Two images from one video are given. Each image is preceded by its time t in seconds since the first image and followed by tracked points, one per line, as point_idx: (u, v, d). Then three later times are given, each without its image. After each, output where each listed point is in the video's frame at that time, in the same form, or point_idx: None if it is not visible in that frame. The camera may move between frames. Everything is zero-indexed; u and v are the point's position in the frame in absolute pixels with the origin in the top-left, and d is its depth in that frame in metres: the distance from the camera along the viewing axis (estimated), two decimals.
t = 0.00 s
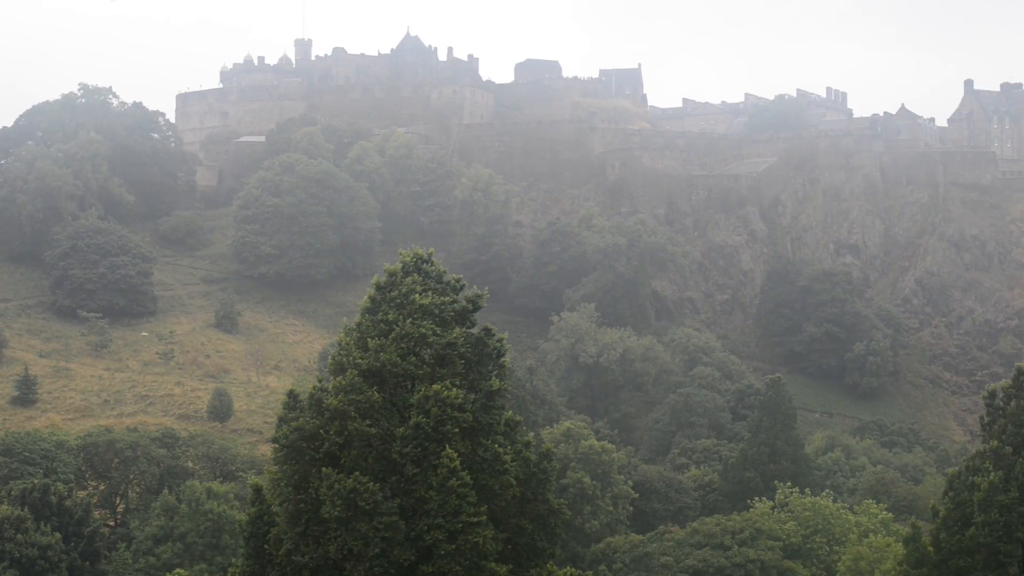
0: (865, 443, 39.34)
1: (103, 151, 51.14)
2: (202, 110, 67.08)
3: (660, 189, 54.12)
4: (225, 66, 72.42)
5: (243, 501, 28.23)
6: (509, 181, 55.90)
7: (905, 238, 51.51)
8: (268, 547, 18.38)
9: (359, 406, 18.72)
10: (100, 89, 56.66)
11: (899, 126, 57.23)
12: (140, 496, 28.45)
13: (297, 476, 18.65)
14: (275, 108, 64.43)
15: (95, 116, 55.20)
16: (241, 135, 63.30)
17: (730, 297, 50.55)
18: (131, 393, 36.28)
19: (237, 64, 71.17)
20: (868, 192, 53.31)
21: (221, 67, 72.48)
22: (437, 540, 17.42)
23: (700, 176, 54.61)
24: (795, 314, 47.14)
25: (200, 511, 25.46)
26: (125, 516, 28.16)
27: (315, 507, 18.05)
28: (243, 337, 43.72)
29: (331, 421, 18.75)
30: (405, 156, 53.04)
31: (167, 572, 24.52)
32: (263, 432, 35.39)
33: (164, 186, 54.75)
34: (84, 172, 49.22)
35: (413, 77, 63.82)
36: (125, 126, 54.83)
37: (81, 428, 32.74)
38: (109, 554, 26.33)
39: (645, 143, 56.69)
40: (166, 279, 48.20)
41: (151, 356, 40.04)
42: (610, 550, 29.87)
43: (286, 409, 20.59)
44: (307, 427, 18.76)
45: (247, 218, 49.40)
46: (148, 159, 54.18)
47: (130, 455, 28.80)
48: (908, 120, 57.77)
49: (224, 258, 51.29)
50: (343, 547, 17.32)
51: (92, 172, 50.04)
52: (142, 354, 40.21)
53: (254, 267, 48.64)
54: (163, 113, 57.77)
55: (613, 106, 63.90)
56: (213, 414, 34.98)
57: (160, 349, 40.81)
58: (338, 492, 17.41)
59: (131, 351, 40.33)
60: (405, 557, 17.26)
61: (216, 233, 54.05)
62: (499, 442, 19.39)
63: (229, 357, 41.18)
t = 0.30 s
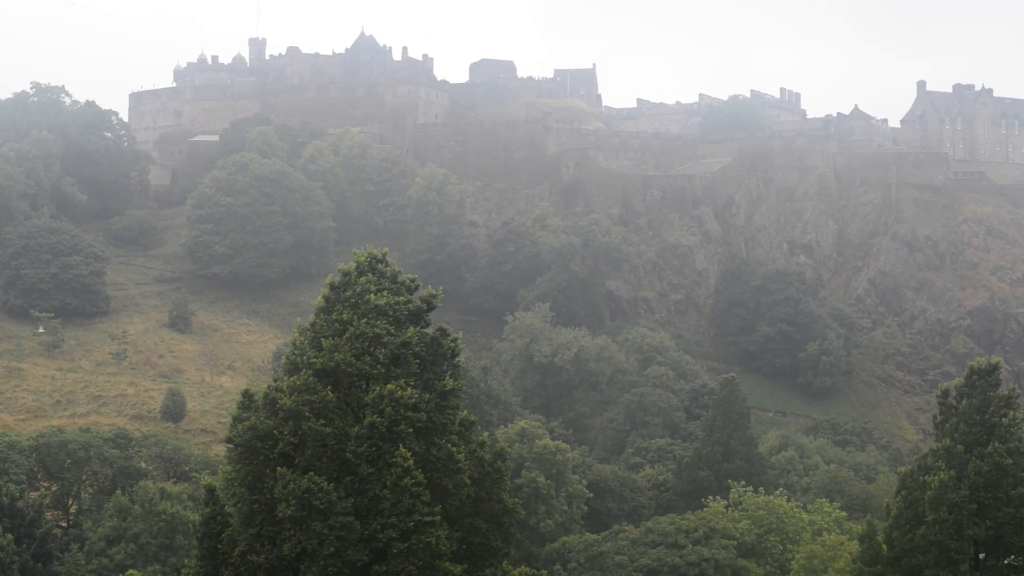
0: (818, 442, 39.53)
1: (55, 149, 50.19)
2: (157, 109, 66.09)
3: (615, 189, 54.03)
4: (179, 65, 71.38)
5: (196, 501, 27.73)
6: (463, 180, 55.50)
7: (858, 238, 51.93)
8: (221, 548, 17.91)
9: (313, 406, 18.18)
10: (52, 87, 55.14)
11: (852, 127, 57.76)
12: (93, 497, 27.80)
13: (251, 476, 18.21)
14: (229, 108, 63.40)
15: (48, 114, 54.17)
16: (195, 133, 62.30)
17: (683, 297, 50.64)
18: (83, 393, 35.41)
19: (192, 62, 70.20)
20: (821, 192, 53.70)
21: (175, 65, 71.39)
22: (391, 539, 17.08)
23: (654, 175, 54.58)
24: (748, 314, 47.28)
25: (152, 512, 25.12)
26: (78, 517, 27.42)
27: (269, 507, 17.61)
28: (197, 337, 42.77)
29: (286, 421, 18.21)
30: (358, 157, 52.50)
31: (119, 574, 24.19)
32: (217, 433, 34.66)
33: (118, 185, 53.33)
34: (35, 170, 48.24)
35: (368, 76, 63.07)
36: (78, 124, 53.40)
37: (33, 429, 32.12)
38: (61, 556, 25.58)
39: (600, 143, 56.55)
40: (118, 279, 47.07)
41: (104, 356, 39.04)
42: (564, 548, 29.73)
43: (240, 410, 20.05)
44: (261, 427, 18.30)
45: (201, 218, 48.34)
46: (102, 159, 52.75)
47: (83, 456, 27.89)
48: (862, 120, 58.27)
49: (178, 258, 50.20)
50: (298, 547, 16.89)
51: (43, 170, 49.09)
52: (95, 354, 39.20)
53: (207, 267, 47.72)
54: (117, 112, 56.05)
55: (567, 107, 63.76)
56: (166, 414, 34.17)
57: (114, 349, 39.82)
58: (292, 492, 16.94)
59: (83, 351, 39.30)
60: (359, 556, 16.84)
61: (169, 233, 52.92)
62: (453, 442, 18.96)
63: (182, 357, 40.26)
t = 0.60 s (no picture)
0: (772, 441, 39.62)
1: (7, 148, 48.99)
2: (111, 108, 64.96)
3: (569, 189, 53.73)
4: (132, 65, 70.21)
5: (149, 501, 27.02)
6: (418, 180, 55.03)
7: (812, 238, 52.30)
8: (174, 549, 17.34)
9: (267, 406, 17.61)
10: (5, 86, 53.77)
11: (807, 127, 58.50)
12: (46, 498, 26.88)
13: (205, 476, 17.62)
14: (183, 107, 62.65)
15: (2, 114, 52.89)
16: (149, 133, 61.33)
17: (638, 297, 50.60)
18: (36, 394, 34.50)
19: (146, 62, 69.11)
20: (775, 192, 53.93)
21: (129, 65, 70.24)
22: (344, 540, 16.62)
23: (609, 175, 54.38)
24: (703, 314, 47.33)
25: (105, 512, 24.63)
26: (31, 518, 26.60)
27: (224, 507, 17.07)
28: (151, 337, 41.74)
29: (240, 421, 17.64)
30: (313, 156, 51.75)
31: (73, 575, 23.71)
32: (172, 432, 33.86)
33: (71, 185, 51.97)
34: None
35: (322, 74, 62.12)
36: (31, 124, 52.22)
37: None
38: (13, 559, 24.87)
39: (555, 143, 56.29)
40: (70, 279, 45.83)
41: (56, 356, 37.94)
42: (519, 549, 29.11)
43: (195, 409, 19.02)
44: (216, 427, 17.68)
45: (155, 217, 47.23)
46: (55, 159, 51.51)
47: (36, 457, 26.96)
48: (815, 120, 58.70)
49: (131, 258, 49.00)
50: (252, 548, 16.39)
51: None
52: (47, 354, 38.06)
53: (161, 266, 46.67)
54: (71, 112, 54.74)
55: (521, 107, 63.39)
56: (119, 415, 33.28)
57: (66, 349, 38.73)
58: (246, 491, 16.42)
59: (35, 351, 38.14)
60: (313, 558, 16.37)
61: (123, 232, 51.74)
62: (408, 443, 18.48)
63: (136, 357, 39.27)
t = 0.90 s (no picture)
0: (726, 441, 39.72)
1: None
2: (64, 106, 63.57)
3: (525, 189, 53.44)
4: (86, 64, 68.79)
5: (102, 502, 26.32)
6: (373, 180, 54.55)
7: (767, 238, 52.65)
8: (127, 549, 16.75)
9: (222, 405, 17.11)
10: None
11: (763, 128, 58.82)
12: None
13: (160, 476, 17.06)
14: (137, 107, 61.35)
15: None
16: (103, 132, 59.94)
17: (593, 297, 50.57)
18: None
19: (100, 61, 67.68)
20: (730, 192, 54.17)
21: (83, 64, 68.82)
22: (298, 541, 16.18)
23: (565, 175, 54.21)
24: (658, 314, 47.36)
25: (58, 513, 23.99)
26: None
27: (179, 507, 16.57)
28: (105, 337, 40.77)
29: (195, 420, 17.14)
30: (268, 155, 51.05)
31: None
32: (126, 433, 33.09)
33: (25, 184, 50.53)
34: None
35: (278, 74, 61.29)
36: None
37: None
38: None
39: (511, 143, 55.99)
40: (23, 279, 44.60)
41: (8, 357, 36.86)
42: (474, 548, 28.80)
43: (149, 409, 18.39)
44: (171, 426, 17.14)
45: (110, 216, 46.16)
46: (8, 157, 50.04)
47: None
48: (771, 121, 59.04)
49: (86, 258, 47.89)
50: (206, 549, 15.92)
51: None
52: None
53: (116, 266, 45.67)
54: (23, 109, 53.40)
55: (478, 107, 63.07)
56: (73, 415, 32.43)
57: (19, 349, 37.68)
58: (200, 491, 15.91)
59: None
60: (267, 559, 15.93)
61: (77, 231, 50.50)
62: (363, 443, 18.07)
63: (89, 358, 38.29)
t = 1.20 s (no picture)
0: (682, 441, 39.78)
1: None
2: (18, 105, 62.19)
3: (480, 189, 53.17)
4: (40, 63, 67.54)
5: (58, 502, 25.68)
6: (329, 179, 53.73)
7: (723, 239, 52.87)
8: (82, 551, 16.20)
9: (177, 406, 16.61)
10: None
11: (718, 128, 58.76)
12: None
13: (115, 477, 16.51)
14: (92, 106, 60.24)
15: None
16: (56, 130, 58.58)
17: (549, 297, 50.48)
18: None
19: (54, 60, 66.46)
20: (686, 192, 54.24)
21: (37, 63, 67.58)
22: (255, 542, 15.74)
23: (521, 176, 54.33)
24: (615, 313, 47.31)
25: (12, 514, 23.30)
26: None
27: (134, 508, 16.04)
28: (60, 337, 39.74)
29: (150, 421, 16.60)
30: (223, 155, 50.15)
31: None
32: (82, 433, 32.37)
33: None
34: None
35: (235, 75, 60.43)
36: None
37: None
38: None
39: (467, 143, 55.64)
40: None
41: None
42: (431, 548, 28.40)
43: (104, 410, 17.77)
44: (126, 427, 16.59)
45: (65, 215, 45.12)
46: None
47: None
48: (727, 121, 59.19)
49: (39, 257, 46.75)
50: (163, 550, 15.42)
51: None
52: None
53: (70, 265, 44.59)
54: None
55: (434, 107, 62.51)
56: (27, 416, 31.62)
57: None
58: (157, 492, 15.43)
59: None
60: (225, 560, 15.46)
61: (30, 230, 49.23)
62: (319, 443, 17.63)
63: (44, 358, 37.26)
